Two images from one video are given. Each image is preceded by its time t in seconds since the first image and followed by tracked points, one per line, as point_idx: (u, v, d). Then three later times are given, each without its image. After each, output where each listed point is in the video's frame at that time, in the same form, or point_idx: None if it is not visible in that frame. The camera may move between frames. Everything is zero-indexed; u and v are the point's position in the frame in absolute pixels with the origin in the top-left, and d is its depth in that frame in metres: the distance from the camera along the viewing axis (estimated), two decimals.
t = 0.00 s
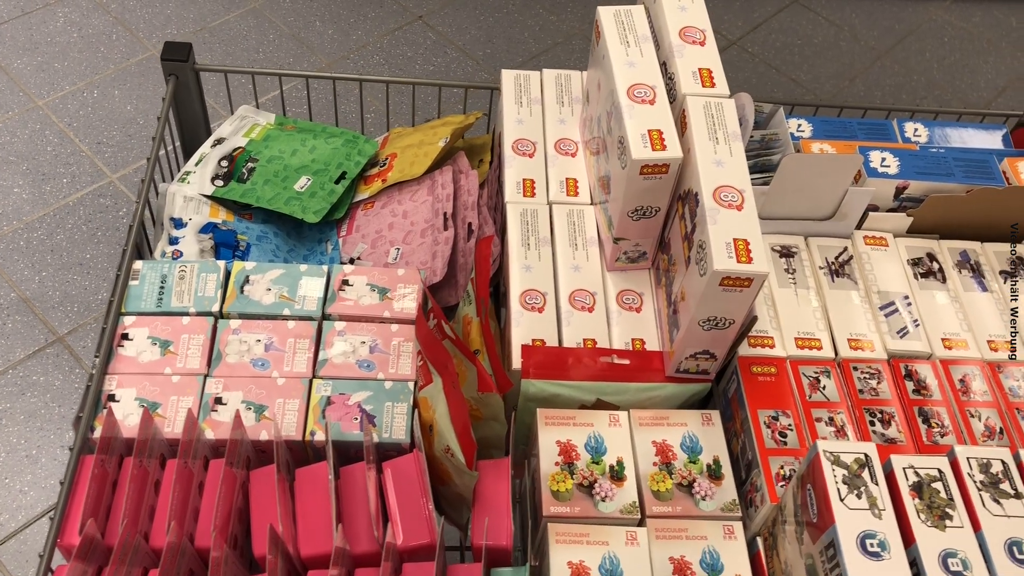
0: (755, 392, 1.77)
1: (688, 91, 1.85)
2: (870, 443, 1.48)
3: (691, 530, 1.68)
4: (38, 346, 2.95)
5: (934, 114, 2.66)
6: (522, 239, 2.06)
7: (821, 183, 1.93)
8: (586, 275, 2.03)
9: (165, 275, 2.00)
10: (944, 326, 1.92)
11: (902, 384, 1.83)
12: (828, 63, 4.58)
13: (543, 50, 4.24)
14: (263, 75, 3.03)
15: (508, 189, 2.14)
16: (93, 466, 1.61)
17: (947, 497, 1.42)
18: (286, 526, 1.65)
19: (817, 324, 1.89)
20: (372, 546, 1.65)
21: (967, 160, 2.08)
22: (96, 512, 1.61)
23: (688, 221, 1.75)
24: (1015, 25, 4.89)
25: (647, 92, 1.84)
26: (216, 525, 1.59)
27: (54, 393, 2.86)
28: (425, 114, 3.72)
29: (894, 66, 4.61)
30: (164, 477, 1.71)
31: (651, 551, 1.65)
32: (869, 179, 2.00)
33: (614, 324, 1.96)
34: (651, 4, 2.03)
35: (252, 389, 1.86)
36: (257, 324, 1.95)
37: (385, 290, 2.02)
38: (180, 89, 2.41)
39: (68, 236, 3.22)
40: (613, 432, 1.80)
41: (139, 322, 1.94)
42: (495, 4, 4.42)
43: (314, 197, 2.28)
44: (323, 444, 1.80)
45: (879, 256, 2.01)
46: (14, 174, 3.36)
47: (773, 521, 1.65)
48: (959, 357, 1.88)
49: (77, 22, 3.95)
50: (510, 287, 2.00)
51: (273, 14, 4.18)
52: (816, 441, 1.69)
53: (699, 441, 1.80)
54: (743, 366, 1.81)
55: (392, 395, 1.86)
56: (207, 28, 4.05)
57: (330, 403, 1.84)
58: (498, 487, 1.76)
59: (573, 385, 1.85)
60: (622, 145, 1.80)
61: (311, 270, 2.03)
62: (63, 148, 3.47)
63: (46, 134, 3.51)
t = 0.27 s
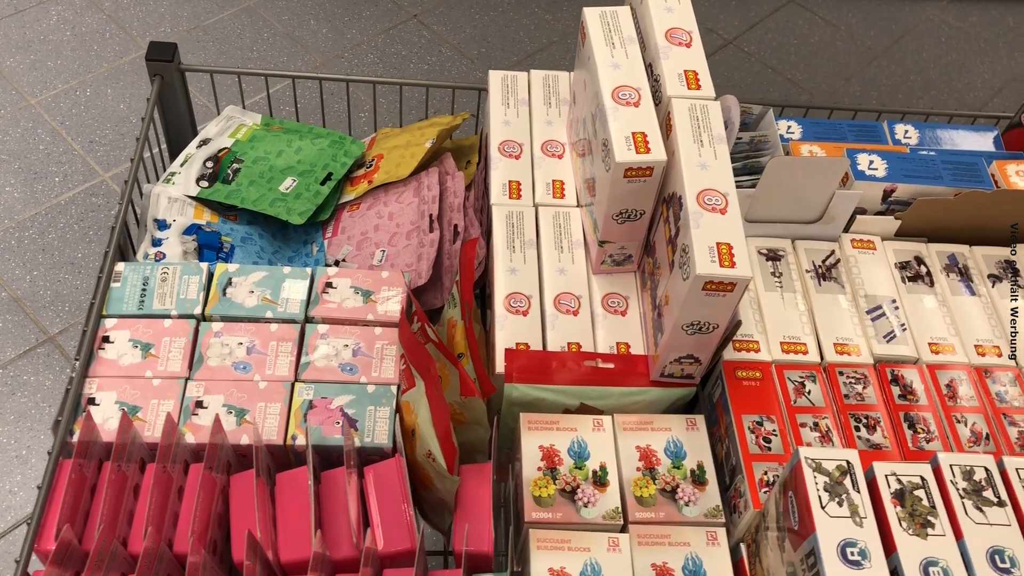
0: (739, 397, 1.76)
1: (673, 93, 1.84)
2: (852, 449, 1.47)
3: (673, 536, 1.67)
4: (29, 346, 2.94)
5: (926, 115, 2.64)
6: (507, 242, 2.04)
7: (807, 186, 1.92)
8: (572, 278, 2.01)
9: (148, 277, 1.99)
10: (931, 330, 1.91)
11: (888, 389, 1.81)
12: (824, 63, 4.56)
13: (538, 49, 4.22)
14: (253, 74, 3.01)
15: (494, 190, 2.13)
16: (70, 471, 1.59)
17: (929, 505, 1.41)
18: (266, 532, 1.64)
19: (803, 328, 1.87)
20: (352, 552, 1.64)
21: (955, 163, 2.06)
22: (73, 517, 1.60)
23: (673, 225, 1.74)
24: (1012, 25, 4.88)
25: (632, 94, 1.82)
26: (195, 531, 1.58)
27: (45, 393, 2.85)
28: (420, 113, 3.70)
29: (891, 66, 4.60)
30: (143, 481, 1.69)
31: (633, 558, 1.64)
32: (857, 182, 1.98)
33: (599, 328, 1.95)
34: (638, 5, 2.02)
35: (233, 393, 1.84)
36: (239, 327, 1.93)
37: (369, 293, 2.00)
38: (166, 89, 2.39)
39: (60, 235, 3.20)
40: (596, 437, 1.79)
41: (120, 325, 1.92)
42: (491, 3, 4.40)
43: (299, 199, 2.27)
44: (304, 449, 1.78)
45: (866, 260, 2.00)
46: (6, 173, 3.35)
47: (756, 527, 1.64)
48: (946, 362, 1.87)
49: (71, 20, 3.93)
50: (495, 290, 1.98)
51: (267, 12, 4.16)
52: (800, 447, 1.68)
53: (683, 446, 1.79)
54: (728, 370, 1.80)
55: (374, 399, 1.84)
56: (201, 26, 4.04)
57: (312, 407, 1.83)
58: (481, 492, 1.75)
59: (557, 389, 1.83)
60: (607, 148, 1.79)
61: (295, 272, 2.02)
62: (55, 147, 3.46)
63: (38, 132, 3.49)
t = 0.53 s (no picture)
0: (717, 398, 1.75)
1: (651, 92, 1.82)
2: (826, 452, 1.45)
3: (649, 538, 1.66)
4: (17, 344, 2.93)
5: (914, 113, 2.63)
6: (486, 241, 2.03)
7: (787, 186, 1.91)
8: (551, 278, 2.00)
9: (124, 277, 1.97)
10: (911, 331, 1.89)
11: (867, 390, 1.80)
12: (818, 60, 4.55)
13: (532, 45, 4.20)
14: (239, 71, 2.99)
15: (474, 189, 2.12)
16: (40, 472, 1.57)
17: (902, 508, 1.39)
18: (238, 534, 1.63)
19: (782, 328, 1.86)
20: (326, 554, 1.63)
21: (938, 162, 2.05)
22: (43, 519, 1.58)
23: (649, 225, 1.73)
24: (1008, 22, 4.85)
25: (609, 93, 1.81)
26: (166, 533, 1.56)
27: (32, 391, 2.84)
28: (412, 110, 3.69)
29: (886, 63, 4.58)
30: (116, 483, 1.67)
31: (607, 560, 1.62)
32: (838, 181, 1.97)
33: (577, 328, 1.94)
34: (617, 3, 2.00)
35: (208, 393, 1.83)
36: (215, 326, 1.92)
37: (346, 293, 1.99)
38: (145, 86, 2.38)
39: (49, 232, 3.19)
40: (573, 438, 1.77)
41: (95, 325, 1.90)
42: None
43: (278, 198, 2.25)
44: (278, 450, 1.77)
45: (848, 260, 1.98)
46: None
47: (731, 529, 1.63)
48: (926, 363, 1.86)
49: (62, 17, 3.91)
50: (473, 289, 1.97)
51: (259, 8, 4.14)
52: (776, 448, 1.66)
53: (660, 448, 1.78)
54: (706, 371, 1.78)
55: (350, 399, 1.83)
56: (193, 22, 4.02)
57: (287, 408, 1.82)
58: (456, 493, 1.73)
59: (535, 390, 1.82)
60: (584, 147, 1.77)
61: (272, 271, 2.01)
62: (45, 144, 3.44)
63: (28, 129, 3.48)
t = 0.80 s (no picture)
0: (693, 398, 1.73)
1: (627, 89, 1.81)
2: (799, 453, 1.44)
3: (624, 539, 1.65)
4: (6, 343, 2.92)
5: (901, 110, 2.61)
6: (465, 239, 2.01)
7: (766, 183, 1.89)
8: (529, 277, 1.98)
9: (99, 277, 1.96)
10: (892, 329, 1.88)
11: (845, 389, 1.78)
12: (811, 56, 4.52)
13: (524, 42, 4.18)
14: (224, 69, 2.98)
15: (452, 188, 2.10)
16: (9, 475, 1.55)
17: (875, 510, 1.38)
18: (210, 536, 1.62)
19: (760, 327, 1.84)
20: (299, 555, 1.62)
21: (919, 158, 2.04)
22: (13, 522, 1.56)
23: (625, 223, 1.72)
24: (1002, 17, 4.83)
25: (585, 90, 1.79)
26: (136, 535, 1.55)
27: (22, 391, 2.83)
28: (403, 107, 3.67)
29: (879, 58, 4.56)
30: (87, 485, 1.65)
31: (582, 562, 1.61)
32: (818, 179, 1.96)
33: (555, 327, 1.92)
34: None
35: (181, 395, 1.82)
36: (190, 327, 1.91)
37: (323, 292, 1.98)
38: (124, 85, 2.35)
39: (38, 231, 3.18)
40: (549, 439, 1.76)
41: (69, 325, 1.89)
42: None
43: (257, 196, 2.24)
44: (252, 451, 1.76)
45: (828, 258, 1.96)
46: None
47: (707, 530, 1.62)
48: (906, 362, 1.84)
49: (52, 14, 3.89)
50: (451, 288, 1.95)
51: (250, 5, 4.12)
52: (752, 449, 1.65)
53: (637, 448, 1.76)
54: (683, 371, 1.77)
55: (325, 400, 1.82)
56: (183, 20, 4.00)
57: (261, 409, 1.81)
58: (431, 494, 1.72)
59: (511, 390, 1.81)
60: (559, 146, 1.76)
61: (248, 271, 2.00)
62: (34, 142, 3.43)
63: (17, 127, 3.46)
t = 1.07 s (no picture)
0: (670, 395, 1.73)
1: (604, 85, 1.80)
2: (772, 450, 1.44)
3: (600, 537, 1.64)
4: None
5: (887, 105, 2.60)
6: (444, 236, 2.00)
7: (744, 179, 1.88)
8: (508, 273, 1.97)
9: (76, 276, 1.95)
10: (871, 325, 1.87)
11: (824, 385, 1.77)
12: (805, 50, 4.51)
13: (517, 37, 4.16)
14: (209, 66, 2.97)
15: (432, 184, 2.09)
16: None
17: (848, 507, 1.37)
18: (184, 536, 1.61)
19: (739, 324, 1.84)
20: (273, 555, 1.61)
21: (900, 153, 2.03)
22: None
23: (602, 219, 1.71)
24: (997, 10, 4.81)
25: (561, 86, 1.78)
26: (109, 535, 1.54)
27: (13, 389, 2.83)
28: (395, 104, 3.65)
29: (873, 52, 4.54)
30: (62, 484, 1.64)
31: (557, 560, 1.61)
32: (798, 174, 1.95)
33: (534, 324, 1.91)
34: None
35: (158, 393, 1.81)
36: (167, 325, 1.90)
37: (301, 290, 1.97)
38: (103, 82, 2.34)
39: (28, 230, 3.17)
40: (526, 436, 1.75)
41: (45, 325, 1.88)
42: None
43: (237, 194, 2.23)
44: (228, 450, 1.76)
45: (808, 253, 1.95)
46: None
47: (683, 527, 1.61)
48: (886, 357, 1.83)
49: (42, 12, 3.88)
50: (430, 286, 1.94)
51: (242, 2, 4.11)
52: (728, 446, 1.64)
53: (614, 445, 1.76)
54: (660, 367, 1.77)
55: (302, 399, 1.82)
56: (175, 17, 3.99)
57: (237, 407, 1.80)
58: (407, 492, 1.72)
59: (489, 387, 1.80)
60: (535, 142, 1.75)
61: (226, 270, 1.99)
62: (25, 140, 3.42)
63: (8, 125, 3.45)
